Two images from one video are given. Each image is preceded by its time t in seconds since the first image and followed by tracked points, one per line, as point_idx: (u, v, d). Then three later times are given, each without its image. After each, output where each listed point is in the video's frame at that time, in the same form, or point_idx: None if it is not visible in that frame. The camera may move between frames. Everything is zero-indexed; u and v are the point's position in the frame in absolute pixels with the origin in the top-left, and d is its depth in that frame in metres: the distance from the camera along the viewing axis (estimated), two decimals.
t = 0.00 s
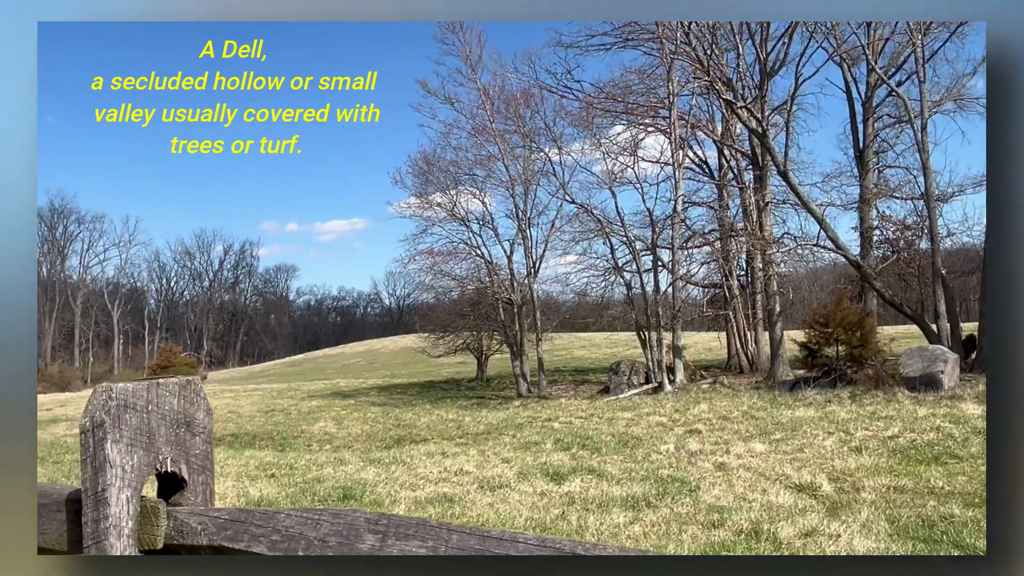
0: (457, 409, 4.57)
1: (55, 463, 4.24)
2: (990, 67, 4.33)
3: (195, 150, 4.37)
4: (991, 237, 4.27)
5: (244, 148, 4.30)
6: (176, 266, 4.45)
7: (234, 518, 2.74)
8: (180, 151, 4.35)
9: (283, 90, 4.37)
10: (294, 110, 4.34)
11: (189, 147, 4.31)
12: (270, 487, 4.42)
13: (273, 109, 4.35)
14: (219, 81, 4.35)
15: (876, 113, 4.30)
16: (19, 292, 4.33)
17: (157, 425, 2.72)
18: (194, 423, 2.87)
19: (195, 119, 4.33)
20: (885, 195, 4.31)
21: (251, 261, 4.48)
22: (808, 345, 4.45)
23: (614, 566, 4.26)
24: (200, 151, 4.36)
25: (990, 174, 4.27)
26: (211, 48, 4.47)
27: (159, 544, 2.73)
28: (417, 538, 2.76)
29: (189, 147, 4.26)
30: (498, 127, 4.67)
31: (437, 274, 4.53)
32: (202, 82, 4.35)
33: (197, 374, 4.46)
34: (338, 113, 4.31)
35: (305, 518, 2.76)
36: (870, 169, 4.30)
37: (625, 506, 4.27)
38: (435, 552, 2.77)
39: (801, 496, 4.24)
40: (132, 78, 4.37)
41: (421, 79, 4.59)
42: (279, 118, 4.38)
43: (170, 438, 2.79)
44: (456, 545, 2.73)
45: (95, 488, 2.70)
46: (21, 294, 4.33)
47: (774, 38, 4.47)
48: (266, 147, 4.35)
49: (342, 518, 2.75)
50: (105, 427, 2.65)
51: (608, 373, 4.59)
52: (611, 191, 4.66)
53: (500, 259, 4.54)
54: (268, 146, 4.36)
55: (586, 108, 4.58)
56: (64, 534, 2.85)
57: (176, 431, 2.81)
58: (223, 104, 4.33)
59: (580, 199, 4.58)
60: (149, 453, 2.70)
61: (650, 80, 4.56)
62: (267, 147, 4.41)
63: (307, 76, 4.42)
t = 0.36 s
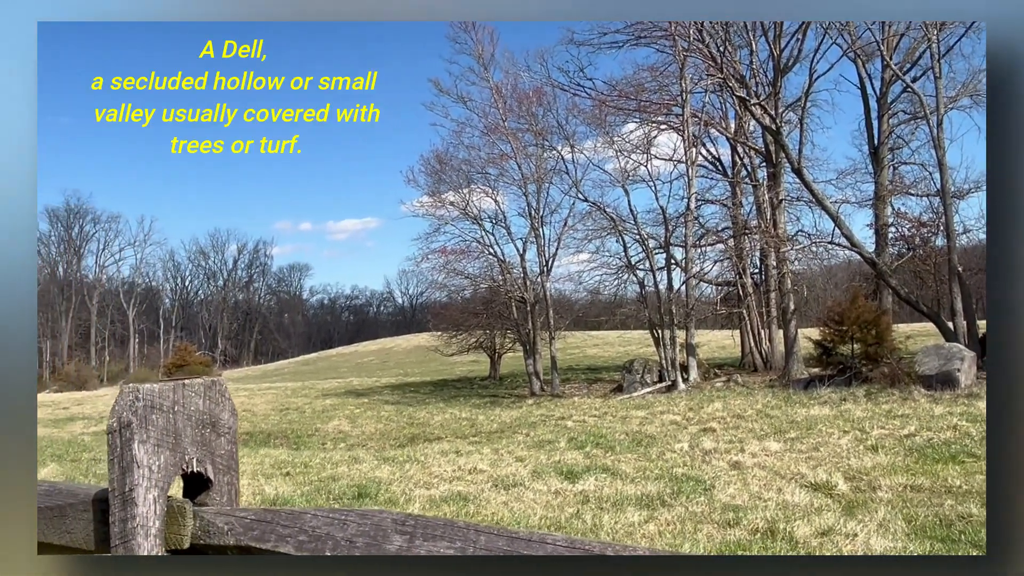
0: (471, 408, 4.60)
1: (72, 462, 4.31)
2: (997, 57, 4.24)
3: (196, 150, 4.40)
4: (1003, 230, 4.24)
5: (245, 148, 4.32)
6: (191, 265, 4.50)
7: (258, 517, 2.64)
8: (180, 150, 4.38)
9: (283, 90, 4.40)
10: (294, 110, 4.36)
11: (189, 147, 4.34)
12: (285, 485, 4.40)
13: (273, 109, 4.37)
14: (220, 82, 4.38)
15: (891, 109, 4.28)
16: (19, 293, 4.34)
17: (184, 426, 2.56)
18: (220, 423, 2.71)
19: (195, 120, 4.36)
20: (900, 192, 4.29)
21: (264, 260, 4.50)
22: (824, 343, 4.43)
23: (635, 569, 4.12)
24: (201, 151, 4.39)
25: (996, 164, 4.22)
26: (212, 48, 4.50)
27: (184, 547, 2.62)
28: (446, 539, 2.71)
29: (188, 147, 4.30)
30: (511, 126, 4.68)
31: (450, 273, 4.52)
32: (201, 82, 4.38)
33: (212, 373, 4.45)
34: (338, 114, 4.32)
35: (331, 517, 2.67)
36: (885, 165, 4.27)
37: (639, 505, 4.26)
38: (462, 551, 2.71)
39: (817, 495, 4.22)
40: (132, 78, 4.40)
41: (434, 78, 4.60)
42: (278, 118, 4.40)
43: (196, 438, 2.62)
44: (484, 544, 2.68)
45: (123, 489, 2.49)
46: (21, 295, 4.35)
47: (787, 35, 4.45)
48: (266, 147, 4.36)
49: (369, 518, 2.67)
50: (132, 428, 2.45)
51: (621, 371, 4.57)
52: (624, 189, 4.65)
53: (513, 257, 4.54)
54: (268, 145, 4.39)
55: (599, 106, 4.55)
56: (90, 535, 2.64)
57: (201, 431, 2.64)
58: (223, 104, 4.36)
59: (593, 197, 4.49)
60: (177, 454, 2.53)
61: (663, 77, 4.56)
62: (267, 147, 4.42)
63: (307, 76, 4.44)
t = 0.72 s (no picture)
0: (487, 407, 4.60)
1: (95, 459, 4.39)
2: (996, 53, 4.25)
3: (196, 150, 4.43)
4: (1005, 225, 4.26)
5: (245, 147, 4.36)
6: (210, 265, 4.55)
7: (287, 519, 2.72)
8: (180, 150, 4.41)
9: (283, 90, 4.42)
10: (294, 110, 4.39)
11: (189, 147, 4.38)
12: (303, 484, 4.42)
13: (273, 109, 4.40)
14: (220, 82, 4.42)
15: (910, 105, 4.24)
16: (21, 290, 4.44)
17: (211, 428, 2.54)
18: (246, 425, 2.69)
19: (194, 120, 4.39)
20: (920, 189, 4.24)
21: (282, 259, 4.54)
22: (842, 342, 4.41)
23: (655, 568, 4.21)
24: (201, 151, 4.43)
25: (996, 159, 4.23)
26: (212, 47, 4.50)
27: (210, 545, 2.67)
28: (470, 540, 2.75)
29: (189, 147, 4.34)
30: (526, 124, 4.68)
31: (467, 271, 4.56)
32: (202, 82, 4.42)
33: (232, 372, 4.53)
34: (338, 113, 4.35)
35: (359, 519, 2.75)
36: (905, 162, 4.23)
37: (657, 505, 4.25)
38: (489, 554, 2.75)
39: (837, 495, 4.19)
40: (132, 79, 4.44)
41: (450, 77, 4.62)
42: (279, 118, 4.43)
43: (223, 439, 2.61)
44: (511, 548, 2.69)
45: (150, 488, 2.50)
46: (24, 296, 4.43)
47: (805, 31, 4.42)
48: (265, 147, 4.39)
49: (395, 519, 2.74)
50: (159, 430, 2.45)
51: (638, 370, 4.55)
52: (640, 186, 4.65)
53: (528, 256, 4.55)
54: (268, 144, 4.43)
55: (615, 104, 4.55)
56: (119, 532, 2.68)
57: (228, 433, 2.63)
58: (224, 104, 4.40)
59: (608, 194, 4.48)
60: (204, 456, 2.51)
61: (679, 75, 4.54)
62: (268, 147, 4.46)
63: (307, 76, 4.46)
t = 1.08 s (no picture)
0: (501, 406, 4.64)
1: (112, 458, 4.44)
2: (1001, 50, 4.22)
3: (195, 150, 4.39)
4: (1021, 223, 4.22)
5: (244, 147, 4.37)
6: (226, 264, 4.58)
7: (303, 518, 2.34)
8: (180, 150, 4.42)
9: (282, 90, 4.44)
10: (294, 110, 4.38)
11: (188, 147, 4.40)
12: (318, 482, 4.38)
13: (272, 109, 4.37)
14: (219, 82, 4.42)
15: (927, 102, 4.20)
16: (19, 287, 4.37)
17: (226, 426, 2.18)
18: (261, 422, 2.35)
19: (195, 119, 4.31)
20: (937, 186, 4.21)
21: (297, 258, 4.56)
22: (858, 340, 4.41)
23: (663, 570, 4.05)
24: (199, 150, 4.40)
25: (998, 157, 4.19)
26: (211, 46, 4.49)
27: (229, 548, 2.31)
28: (486, 543, 2.33)
29: (187, 147, 4.34)
30: (540, 123, 4.68)
31: (480, 271, 4.57)
32: (201, 82, 4.44)
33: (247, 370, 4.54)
34: (338, 113, 4.35)
35: (372, 518, 2.36)
36: (921, 159, 4.19)
37: (671, 504, 4.19)
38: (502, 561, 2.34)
39: (853, 495, 4.15)
40: (130, 79, 4.41)
41: (464, 76, 4.62)
42: (277, 118, 4.40)
43: (235, 440, 2.24)
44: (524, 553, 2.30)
45: (167, 490, 2.13)
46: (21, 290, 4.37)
47: (820, 28, 4.40)
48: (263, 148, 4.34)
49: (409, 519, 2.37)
50: (178, 430, 2.09)
51: (652, 369, 4.56)
52: (654, 185, 4.64)
53: (542, 255, 4.56)
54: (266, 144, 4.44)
55: (628, 103, 4.53)
56: (138, 533, 2.26)
57: (238, 435, 2.26)
58: (223, 105, 4.40)
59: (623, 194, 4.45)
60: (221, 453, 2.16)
61: (694, 73, 4.54)
62: (267, 147, 4.43)
63: (306, 76, 4.43)
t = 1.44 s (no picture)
0: (516, 405, 4.72)
1: (130, 456, 4.48)
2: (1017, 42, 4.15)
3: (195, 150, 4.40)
4: None
5: (244, 147, 4.37)
6: (242, 264, 4.62)
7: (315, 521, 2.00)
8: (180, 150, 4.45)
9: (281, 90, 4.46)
10: (294, 110, 4.36)
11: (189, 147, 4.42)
12: (334, 481, 4.25)
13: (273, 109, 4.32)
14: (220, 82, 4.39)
15: (946, 100, 4.16)
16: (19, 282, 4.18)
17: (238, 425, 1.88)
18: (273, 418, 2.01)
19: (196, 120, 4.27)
20: (955, 184, 4.16)
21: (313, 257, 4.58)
22: (875, 339, 4.46)
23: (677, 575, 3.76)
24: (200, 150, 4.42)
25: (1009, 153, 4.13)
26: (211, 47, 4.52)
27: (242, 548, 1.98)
28: (499, 543, 1.95)
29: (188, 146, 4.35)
30: (555, 122, 4.68)
31: (495, 270, 4.61)
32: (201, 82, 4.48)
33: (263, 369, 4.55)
34: (338, 114, 4.35)
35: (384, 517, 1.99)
36: (940, 157, 4.15)
37: (686, 504, 4.01)
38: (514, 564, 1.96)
39: (870, 495, 4.03)
40: (131, 80, 4.43)
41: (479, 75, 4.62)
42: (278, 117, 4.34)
43: (254, 441, 1.97)
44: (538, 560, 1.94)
45: (181, 485, 1.84)
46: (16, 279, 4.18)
47: (837, 25, 4.36)
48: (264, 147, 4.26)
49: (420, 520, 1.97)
50: (193, 429, 1.81)
51: (667, 368, 4.63)
52: (669, 184, 4.63)
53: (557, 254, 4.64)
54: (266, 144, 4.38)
55: (643, 101, 4.51)
56: (154, 531, 1.99)
57: (256, 434, 1.98)
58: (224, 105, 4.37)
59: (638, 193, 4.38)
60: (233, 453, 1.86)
61: (709, 71, 4.54)
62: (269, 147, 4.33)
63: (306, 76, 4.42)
